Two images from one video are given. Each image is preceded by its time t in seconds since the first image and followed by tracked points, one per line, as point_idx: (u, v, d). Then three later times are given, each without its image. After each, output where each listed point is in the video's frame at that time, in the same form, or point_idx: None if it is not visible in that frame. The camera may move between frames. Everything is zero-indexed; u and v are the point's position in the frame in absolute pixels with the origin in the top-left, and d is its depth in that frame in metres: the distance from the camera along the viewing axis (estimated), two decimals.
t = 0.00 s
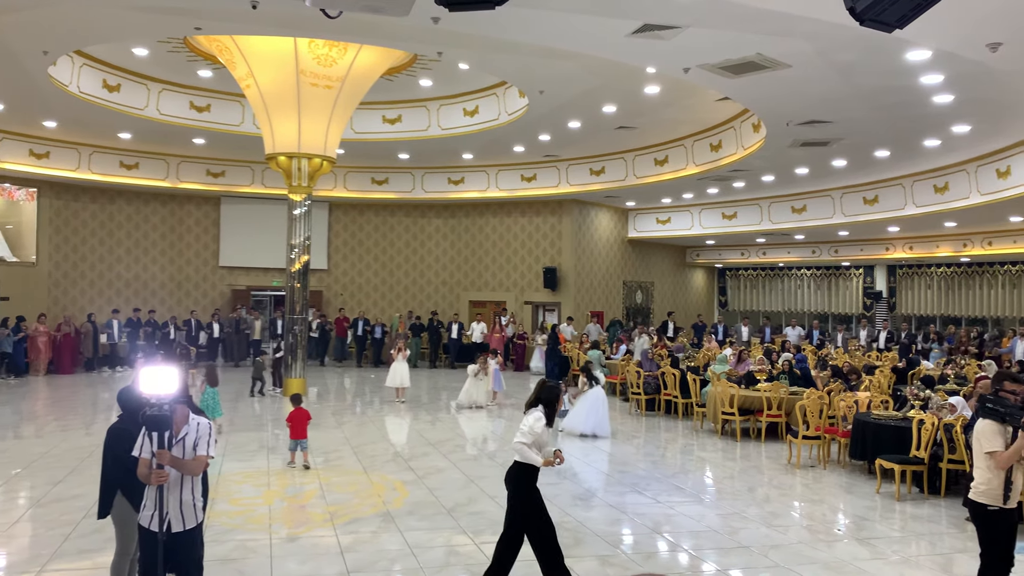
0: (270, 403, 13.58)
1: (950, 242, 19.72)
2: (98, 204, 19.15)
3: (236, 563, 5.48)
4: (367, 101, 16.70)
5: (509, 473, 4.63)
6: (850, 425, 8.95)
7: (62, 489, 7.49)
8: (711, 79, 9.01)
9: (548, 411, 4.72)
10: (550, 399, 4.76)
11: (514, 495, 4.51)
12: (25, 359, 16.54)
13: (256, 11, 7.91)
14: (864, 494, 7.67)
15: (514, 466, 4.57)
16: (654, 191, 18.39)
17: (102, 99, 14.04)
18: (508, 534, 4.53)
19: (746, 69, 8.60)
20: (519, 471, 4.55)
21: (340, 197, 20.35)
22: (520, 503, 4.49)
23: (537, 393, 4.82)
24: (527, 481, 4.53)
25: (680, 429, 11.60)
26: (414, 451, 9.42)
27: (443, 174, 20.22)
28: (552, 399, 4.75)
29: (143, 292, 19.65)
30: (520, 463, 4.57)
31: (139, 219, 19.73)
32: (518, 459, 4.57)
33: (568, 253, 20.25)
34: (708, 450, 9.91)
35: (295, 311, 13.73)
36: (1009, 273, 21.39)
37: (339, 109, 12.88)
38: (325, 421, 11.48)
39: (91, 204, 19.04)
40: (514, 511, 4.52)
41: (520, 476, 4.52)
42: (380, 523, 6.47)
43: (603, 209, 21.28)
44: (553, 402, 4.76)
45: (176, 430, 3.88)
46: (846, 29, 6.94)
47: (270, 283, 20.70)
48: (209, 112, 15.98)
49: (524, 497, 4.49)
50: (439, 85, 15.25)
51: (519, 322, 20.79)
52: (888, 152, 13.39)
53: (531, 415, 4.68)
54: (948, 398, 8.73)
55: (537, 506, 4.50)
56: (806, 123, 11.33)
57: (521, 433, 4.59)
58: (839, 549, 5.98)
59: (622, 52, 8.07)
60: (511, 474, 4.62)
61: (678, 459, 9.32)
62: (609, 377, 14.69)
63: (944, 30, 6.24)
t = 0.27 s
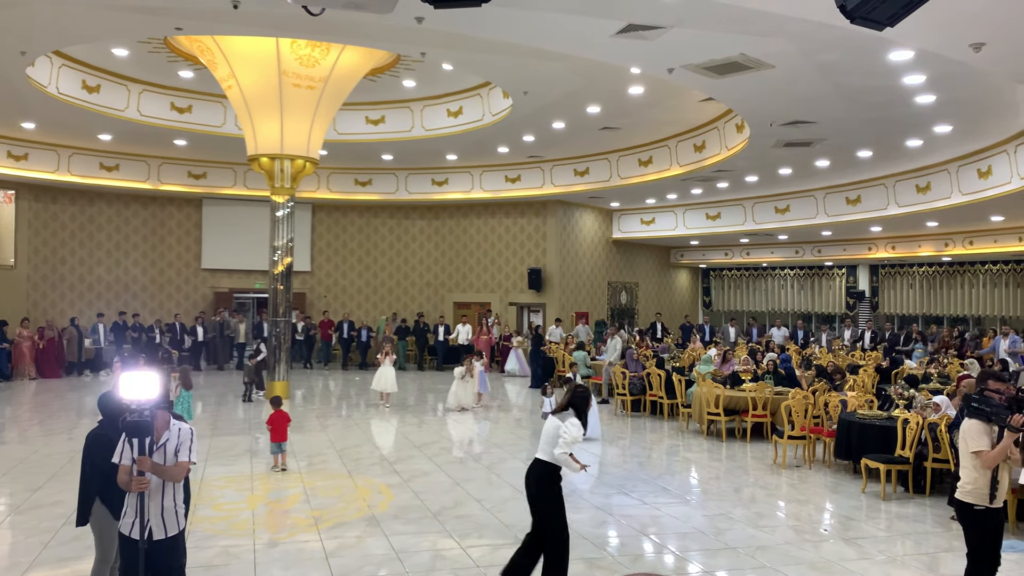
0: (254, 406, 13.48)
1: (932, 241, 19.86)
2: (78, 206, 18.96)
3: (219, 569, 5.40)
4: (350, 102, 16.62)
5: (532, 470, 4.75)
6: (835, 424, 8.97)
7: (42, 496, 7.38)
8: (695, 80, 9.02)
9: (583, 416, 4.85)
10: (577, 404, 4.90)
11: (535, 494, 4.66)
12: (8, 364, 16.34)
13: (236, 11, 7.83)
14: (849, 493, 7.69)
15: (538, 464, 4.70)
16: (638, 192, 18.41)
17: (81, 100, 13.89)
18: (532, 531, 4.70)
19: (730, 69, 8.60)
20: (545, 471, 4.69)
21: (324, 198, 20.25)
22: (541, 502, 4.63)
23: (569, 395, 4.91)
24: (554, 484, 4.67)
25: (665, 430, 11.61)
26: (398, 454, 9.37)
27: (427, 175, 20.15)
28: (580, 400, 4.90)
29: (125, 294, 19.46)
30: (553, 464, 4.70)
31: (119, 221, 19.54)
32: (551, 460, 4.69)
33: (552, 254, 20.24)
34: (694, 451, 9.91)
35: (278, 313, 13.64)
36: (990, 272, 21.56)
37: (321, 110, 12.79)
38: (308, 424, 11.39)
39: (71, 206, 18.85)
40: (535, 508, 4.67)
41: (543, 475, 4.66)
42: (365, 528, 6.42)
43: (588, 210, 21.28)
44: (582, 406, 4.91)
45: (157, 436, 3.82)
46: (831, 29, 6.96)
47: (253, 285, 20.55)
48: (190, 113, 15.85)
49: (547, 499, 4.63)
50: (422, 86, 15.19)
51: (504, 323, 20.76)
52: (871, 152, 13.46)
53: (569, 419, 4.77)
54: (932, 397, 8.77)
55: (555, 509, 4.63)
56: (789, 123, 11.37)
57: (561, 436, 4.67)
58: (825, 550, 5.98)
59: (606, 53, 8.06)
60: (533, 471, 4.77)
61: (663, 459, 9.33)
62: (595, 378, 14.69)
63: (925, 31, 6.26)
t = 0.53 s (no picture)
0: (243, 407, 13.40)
1: (920, 243, 19.94)
2: (66, 204, 18.82)
3: (206, 571, 5.35)
4: (340, 101, 16.56)
5: (562, 469, 4.96)
6: (825, 426, 8.97)
7: (27, 497, 7.30)
8: (686, 81, 9.02)
9: (608, 415, 5.19)
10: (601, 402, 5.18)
11: (568, 490, 4.87)
12: None
13: (226, 8, 7.79)
14: (840, 495, 7.69)
15: (571, 462, 4.93)
16: (628, 192, 18.40)
17: (69, 97, 13.78)
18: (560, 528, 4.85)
19: (722, 70, 8.60)
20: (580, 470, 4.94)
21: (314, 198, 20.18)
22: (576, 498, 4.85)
23: (591, 393, 5.20)
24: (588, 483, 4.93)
25: (656, 431, 11.60)
26: (388, 455, 9.33)
27: (417, 175, 20.08)
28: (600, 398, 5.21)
29: (112, 294, 19.33)
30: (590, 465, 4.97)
31: (107, 220, 19.41)
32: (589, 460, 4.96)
33: (542, 254, 20.22)
34: (684, 452, 9.91)
35: (267, 313, 13.56)
36: (978, 274, 21.66)
37: (312, 109, 12.73)
38: (298, 425, 11.33)
39: (58, 204, 18.71)
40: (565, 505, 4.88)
41: (578, 472, 4.90)
42: (354, 529, 6.38)
43: (578, 210, 21.28)
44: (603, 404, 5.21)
45: (145, 438, 3.77)
46: (822, 30, 6.96)
47: (242, 285, 20.44)
48: (179, 111, 15.75)
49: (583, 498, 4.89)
50: (413, 85, 15.15)
51: (494, 324, 20.73)
52: (861, 154, 13.50)
53: (598, 418, 5.10)
54: (922, 399, 8.80)
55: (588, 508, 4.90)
56: (780, 125, 11.39)
57: (601, 437, 5.00)
58: (816, 551, 5.97)
59: (599, 54, 8.05)
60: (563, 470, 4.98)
61: (654, 460, 9.32)
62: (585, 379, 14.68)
63: (916, 33, 6.27)
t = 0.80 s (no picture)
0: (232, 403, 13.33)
1: (909, 244, 20.03)
2: (53, 198, 18.68)
3: (195, 568, 5.32)
4: (331, 96, 16.49)
5: (598, 463, 5.09)
6: (814, 425, 8.99)
7: (12, 493, 7.24)
8: (679, 80, 9.02)
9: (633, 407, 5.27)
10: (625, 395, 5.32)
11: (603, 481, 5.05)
12: None
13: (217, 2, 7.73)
14: (829, 494, 7.72)
15: (604, 454, 5.08)
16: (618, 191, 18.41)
17: (57, 90, 13.69)
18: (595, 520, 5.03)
19: (714, 69, 8.62)
20: (614, 463, 5.06)
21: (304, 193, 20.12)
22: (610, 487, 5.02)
23: (616, 388, 5.34)
24: (619, 473, 5.05)
25: (645, 429, 11.62)
26: (377, 452, 9.30)
27: (408, 172, 20.02)
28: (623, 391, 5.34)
29: (99, 289, 19.20)
30: (620, 457, 5.04)
31: (94, 214, 19.28)
32: (619, 453, 5.03)
33: (533, 252, 20.21)
34: (673, 450, 9.93)
35: (255, 309, 13.49)
36: (965, 275, 21.78)
37: (303, 104, 12.68)
38: (286, 422, 11.28)
39: (45, 198, 18.56)
40: (599, 497, 5.05)
41: (612, 463, 5.05)
42: (343, 527, 6.35)
43: (569, 208, 21.28)
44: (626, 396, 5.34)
45: (134, 434, 3.73)
46: (815, 30, 6.97)
47: (231, 280, 20.35)
48: (168, 105, 15.66)
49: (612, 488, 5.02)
50: (404, 81, 15.11)
51: (484, 321, 20.70)
52: (851, 155, 13.55)
53: (624, 411, 5.18)
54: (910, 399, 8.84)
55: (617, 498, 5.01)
56: (771, 125, 11.42)
57: (626, 427, 5.03)
58: (805, 550, 5.99)
59: (592, 51, 8.04)
60: (598, 464, 5.14)
61: (643, 458, 9.33)
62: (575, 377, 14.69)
63: (908, 33, 6.28)
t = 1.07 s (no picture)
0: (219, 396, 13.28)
1: (894, 240, 20.16)
2: (37, 189, 18.51)
3: (182, 562, 5.30)
4: (318, 88, 16.41)
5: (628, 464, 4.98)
6: (800, 419, 9.03)
7: None
8: (668, 75, 9.03)
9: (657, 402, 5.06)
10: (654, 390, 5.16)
11: (632, 476, 4.93)
12: None
13: None
14: (814, 488, 7.76)
15: (635, 451, 4.95)
16: (606, 186, 18.43)
17: (41, 80, 13.55)
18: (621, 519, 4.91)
19: (702, 65, 8.62)
20: (643, 460, 4.93)
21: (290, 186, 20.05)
22: (640, 483, 4.90)
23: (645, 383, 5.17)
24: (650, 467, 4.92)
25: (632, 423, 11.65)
26: (365, 446, 9.29)
27: (395, 165, 19.96)
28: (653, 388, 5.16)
29: (84, 281, 19.06)
30: (649, 455, 4.90)
31: (79, 206, 19.12)
32: (646, 452, 4.90)
33: (520, 246, 20.20)
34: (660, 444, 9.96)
35: (242, 302, 13.43)
36: (949, 271, 21.94)
37: (290, 97, 12.61)
38: (273, 415, 11.24)
39: (29, 189, 18.40)
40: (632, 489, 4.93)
41: (643, 459, 4.92)
42: (330, 521, 6.34)
43: (557, 203, 21.27)
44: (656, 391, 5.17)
45: (121, 427, 3.71)
46: (804, 26, 6.98)
47: (217, 273, 20.26)
48: (154, 96, 15.54)
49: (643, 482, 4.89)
50: (392, 74, 15.05)
51: (471, 315, 20.70)
52: (837, 151, 13.61)
53: (645, 410, 4.99)
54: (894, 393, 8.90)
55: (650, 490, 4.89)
56: (758, 121, 11.45)
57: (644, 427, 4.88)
58: (791, 544, 6.02)
59: (582, 45, 8.03)
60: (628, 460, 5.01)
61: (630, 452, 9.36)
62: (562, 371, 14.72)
63: (896, 29, 6.29)
